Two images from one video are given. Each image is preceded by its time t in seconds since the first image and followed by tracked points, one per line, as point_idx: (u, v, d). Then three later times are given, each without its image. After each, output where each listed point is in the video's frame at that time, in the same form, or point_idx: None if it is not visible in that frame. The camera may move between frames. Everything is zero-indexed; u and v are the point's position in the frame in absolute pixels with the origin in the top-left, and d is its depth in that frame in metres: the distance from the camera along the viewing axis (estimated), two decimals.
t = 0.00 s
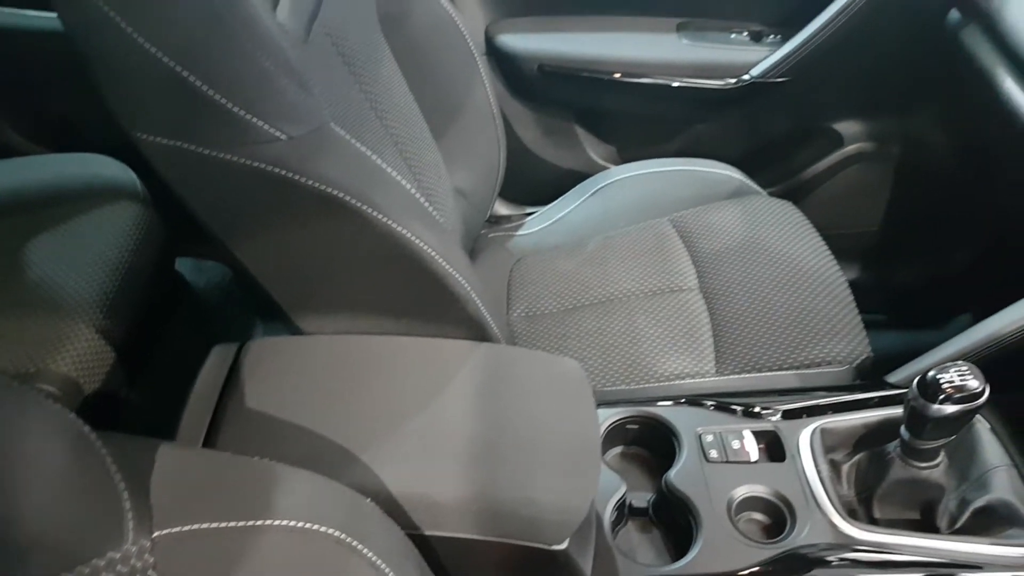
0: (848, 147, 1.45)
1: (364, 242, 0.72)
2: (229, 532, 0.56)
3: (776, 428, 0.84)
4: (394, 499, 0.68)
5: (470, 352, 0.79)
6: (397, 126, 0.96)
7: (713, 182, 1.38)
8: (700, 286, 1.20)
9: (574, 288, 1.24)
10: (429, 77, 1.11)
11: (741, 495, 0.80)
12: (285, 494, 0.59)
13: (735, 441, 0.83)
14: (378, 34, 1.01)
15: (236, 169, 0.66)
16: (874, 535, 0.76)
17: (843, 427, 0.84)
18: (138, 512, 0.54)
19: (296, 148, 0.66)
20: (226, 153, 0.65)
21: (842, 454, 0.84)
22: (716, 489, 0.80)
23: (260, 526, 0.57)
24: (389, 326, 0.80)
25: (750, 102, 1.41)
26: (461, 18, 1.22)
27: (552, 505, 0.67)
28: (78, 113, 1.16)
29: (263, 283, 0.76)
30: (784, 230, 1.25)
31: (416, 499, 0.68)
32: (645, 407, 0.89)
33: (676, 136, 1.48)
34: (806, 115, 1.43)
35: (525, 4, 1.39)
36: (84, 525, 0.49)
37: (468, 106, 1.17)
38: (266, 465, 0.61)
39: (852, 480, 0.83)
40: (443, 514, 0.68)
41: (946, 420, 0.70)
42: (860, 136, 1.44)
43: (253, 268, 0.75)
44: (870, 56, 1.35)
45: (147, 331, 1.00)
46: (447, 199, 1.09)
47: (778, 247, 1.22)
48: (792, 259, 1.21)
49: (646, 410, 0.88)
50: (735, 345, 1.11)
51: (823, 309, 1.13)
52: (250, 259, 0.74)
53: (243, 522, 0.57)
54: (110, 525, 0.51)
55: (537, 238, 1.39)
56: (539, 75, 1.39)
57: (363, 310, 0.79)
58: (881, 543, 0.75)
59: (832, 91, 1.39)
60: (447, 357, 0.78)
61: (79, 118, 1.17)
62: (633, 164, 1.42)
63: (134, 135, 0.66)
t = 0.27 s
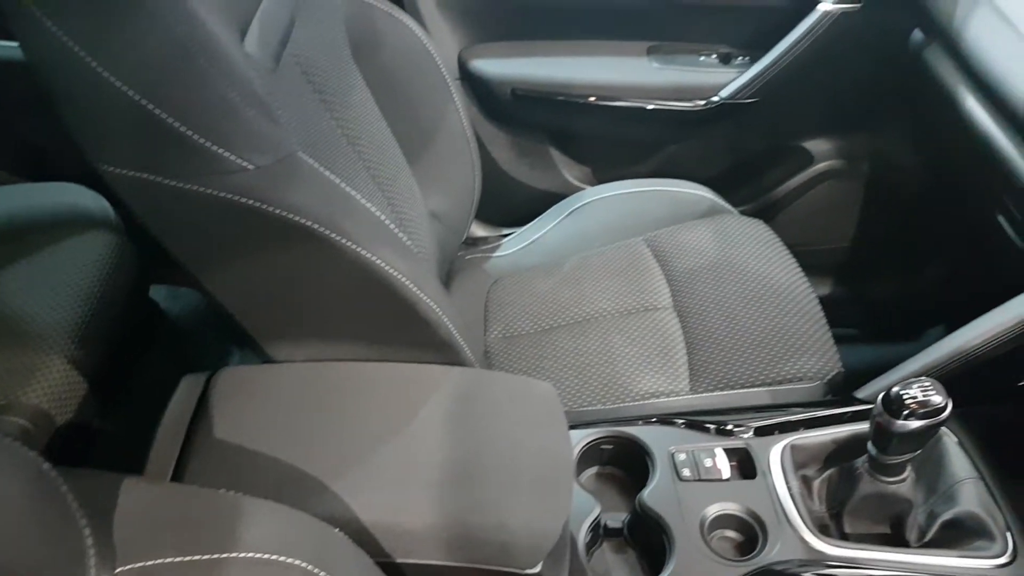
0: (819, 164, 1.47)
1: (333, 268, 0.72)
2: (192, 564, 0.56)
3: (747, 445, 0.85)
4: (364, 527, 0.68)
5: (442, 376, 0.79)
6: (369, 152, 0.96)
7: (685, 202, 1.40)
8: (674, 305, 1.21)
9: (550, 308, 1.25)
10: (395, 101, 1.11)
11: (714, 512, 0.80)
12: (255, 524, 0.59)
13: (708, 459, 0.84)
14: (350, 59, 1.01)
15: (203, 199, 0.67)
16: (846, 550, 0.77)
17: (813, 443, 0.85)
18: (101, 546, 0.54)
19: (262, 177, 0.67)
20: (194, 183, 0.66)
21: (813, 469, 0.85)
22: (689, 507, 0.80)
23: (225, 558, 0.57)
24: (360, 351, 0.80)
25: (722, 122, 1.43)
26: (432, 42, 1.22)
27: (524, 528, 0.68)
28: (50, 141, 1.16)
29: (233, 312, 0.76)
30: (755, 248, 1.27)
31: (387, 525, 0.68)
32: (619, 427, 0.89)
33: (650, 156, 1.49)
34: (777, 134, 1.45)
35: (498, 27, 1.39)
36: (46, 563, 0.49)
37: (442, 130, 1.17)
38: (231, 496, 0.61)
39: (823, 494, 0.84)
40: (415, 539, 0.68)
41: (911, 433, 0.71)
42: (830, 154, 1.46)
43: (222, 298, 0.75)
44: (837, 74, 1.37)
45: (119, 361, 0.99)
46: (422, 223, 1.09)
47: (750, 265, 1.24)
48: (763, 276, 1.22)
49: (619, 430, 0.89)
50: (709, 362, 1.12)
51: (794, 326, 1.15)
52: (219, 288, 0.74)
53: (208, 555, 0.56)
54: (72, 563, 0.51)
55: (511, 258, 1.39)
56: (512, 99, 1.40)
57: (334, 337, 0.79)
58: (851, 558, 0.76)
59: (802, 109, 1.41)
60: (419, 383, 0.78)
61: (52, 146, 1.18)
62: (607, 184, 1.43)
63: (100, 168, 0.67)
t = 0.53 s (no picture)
0: (786, 178, 1.49)
1: (297, 288, 0.73)
2: None
3: (716, 456, 0.86)
4: (331, 549, 0.67)
5: (412, 392, 0.79)
6: (337, 173, 0.97)
7: (655, 217, 1.41)
8: (644, 318, 1.22)
9: (523, 324, 1.25)
10: (364, 121, 1.11)
11: (683, 525, 0.81)
12: (216, 549, 0.59)
13: (677, 472, 0.85)
14: (317, 81, 1.02)
15: (165, 221, 0.67)
16: (815, 559, 0.77)
17: (781, 453, 0.86)
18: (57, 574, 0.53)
19: (225, 200, 0.67)
20: (155, 207, 0.66)
21: (781, 479, 0.86)
22: (659, 520, 0.81)
23: None
24: (329, 373, 0.80)
25: (690, 138, 1.44)
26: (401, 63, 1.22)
27: (493, 545, 0.68)
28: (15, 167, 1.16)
29: (198, 335, 0.76)
30: (723, 263, 1.29)
31: (354, 546, 0.68)
32: (589, 441, 0.90)
33: (623, 172, 1.50)
34: (744, 149, 1.47)
35: (467, 47, 1.40)
36: None
37: (411, 150, 1.17)
38: (190, 522, 0.60)
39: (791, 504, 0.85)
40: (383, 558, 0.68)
41: (875, 442, 0.72)
42: (797, 168, 1.49)
43: (187, 321, 0.75)
44: (802, 90, 1.39)
45: (86, 386, 0.98)
46: (394, 242, 1.10)
47: (718, 279, 1.26)
48: (732, 290, 1.24)
49: (590, 445, 0.90)
50: (679, 375, 1.13)
51: (762, 338, 1.17)
52: (184, 311, 0.74)
53: None
54: None
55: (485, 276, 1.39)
56: (482, 118, 1.41)
57: (301, 357, 0.79)
58: (819, 567, 0.77)
59: (768, 124, 1.43)
60: (387, 401, 0.78)
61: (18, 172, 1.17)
62: (578, 201, 1.44)
63: (61, 192, 0.67)
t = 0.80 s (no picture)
0: (754, 191, 1.51)
1: (263, 304, 0.72)
2: None
3: (687, 465, 0.86)
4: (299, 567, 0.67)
5: (381, 406, 0.78)
6: (306, 189, 0.96)
7: (627, 229, 1.42)
8: (617, 330, 1.23)
9: (497, 337, 1.26)
10: (334, 138, 1.11)
11: (655, 534, 0.81)
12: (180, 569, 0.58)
13: (649, 481, 0.85)
14: (286, 99, 1.02)
15: (127, 240, 0.67)
16: (787, 565, 0.78)
17: (751, 461, 0.86)
18: None
19: (188, 217, 0.67)
20: (118, 225, 0.66)
21: (752, 486, 0.86)
22: (631, 531, 0.81)
23: None
24: (297, 389, 0.80)
25: (659, 152, 1.46)
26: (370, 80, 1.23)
27: (463, 560, 0.68)
28: None
29: (164, 354, 0.75)
30: (694, 275, 1.31)
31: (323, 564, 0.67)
32: (562, 453, 0.90)
33: (595, 185, 1.50)
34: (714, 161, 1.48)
35: (436, 64, 1.40)
36: None
37: (383, 168, 1.17)
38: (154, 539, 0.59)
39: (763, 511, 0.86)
40: None
41: (841, 447, 0.72)
42: (765, 180, 1.50)
43: (152, 340, 0.74)
44: (768, 102, 1.41)
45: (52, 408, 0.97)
46: (367, 258, 1.10)
47: (689, 292, 1.28)
48: (702, 302, 1.26)
49: (563, 456, 0.90)
50: (652, 386, 1.14)
51: (734, 348, 1.18)
52: (149, 330, 0.74)
53: None
54: None
55: (458, 289, 1.38)
56: (453, 134, 1.42)
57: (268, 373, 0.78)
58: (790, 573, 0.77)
59: (737, 136, 1.45)
60: (356, 417, 0.77)
61: None
62: (550, 215, 1.45)
63: (21, 213, 0.66)
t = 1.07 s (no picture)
0: (727, 200, 1.52)
1: (231, 317, 0.72)
2: None
3: (661, 470, 0.87)
4: None
5: (354, 418, 0.78)
6: (276, 203, 0.96)
7: (602, 238, 1.42)
8: (593, 338, 1.23)
9: (473, 347, 1.25)
10: (306, 151, 1.10)
11: (631, 540, 0.81)
12: None
13: (624, 487, 0.85)
14: (254, 112, 1.02)
15: (94, 255, 0.66)
16: (761, 568, 0.78)
17: (725, 464, 0.87)
18: None
19: (155, 231, 0.67)
20: (82, 240, 0.66)
21: (726, 490, 0.87)
22: (606, 537, 0.81)
23: None
24: (269, 402, 0.79)
25: (632, 163, 1.47)
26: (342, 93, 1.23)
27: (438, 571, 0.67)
28: None
29: (132, 368, 0.75)
30: (668, 283, 1.32)
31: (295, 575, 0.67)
32: (537, 461, 0.90)
33: (570, 196, 1.51)
34: (686, 170, 1.49)
35: (409, 76, 1.41)
36: None
37: (355, 177, 1.17)
38: (120, 553, 0.58)
39: (738, 514, 0.86)
40: None
41: (812, 449, 0.73)
42: (737, 188, 1.52)
43: (120, 355, 0.74)
44: (739, 111, 1.42)
45: (15, 426, 0.96)
46: (340, 272, 1.10)
47: (663, 299, 1.28)
48: (677, 309, 1.26)
49: (538, 464, 0.89)
50: (628, 393, 1.14)
51: (708, 355, 1.19)
52: (117, 345, 0.73)
53: None
54: None
55: (434, 300, 1.38)
56: (427, 147, 1.42)
57: (239, 387, 0.78)
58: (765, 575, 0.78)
59: (708, 145, 1.46)
60: (330, 430, 0.77)
61: None
62: (525, 225, 1.45)
63: None
